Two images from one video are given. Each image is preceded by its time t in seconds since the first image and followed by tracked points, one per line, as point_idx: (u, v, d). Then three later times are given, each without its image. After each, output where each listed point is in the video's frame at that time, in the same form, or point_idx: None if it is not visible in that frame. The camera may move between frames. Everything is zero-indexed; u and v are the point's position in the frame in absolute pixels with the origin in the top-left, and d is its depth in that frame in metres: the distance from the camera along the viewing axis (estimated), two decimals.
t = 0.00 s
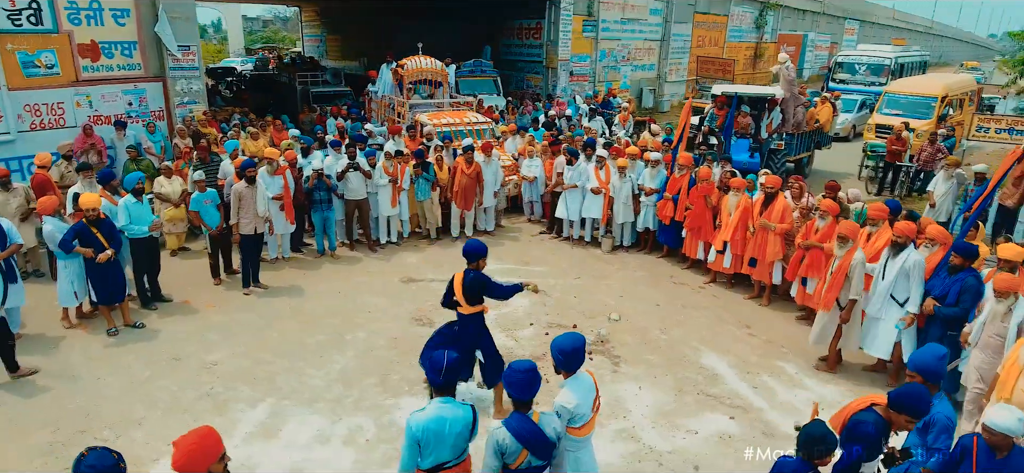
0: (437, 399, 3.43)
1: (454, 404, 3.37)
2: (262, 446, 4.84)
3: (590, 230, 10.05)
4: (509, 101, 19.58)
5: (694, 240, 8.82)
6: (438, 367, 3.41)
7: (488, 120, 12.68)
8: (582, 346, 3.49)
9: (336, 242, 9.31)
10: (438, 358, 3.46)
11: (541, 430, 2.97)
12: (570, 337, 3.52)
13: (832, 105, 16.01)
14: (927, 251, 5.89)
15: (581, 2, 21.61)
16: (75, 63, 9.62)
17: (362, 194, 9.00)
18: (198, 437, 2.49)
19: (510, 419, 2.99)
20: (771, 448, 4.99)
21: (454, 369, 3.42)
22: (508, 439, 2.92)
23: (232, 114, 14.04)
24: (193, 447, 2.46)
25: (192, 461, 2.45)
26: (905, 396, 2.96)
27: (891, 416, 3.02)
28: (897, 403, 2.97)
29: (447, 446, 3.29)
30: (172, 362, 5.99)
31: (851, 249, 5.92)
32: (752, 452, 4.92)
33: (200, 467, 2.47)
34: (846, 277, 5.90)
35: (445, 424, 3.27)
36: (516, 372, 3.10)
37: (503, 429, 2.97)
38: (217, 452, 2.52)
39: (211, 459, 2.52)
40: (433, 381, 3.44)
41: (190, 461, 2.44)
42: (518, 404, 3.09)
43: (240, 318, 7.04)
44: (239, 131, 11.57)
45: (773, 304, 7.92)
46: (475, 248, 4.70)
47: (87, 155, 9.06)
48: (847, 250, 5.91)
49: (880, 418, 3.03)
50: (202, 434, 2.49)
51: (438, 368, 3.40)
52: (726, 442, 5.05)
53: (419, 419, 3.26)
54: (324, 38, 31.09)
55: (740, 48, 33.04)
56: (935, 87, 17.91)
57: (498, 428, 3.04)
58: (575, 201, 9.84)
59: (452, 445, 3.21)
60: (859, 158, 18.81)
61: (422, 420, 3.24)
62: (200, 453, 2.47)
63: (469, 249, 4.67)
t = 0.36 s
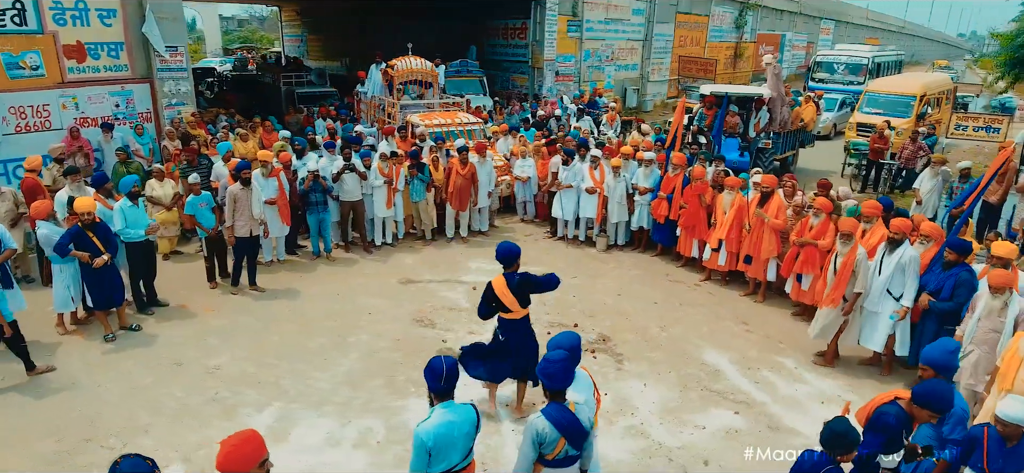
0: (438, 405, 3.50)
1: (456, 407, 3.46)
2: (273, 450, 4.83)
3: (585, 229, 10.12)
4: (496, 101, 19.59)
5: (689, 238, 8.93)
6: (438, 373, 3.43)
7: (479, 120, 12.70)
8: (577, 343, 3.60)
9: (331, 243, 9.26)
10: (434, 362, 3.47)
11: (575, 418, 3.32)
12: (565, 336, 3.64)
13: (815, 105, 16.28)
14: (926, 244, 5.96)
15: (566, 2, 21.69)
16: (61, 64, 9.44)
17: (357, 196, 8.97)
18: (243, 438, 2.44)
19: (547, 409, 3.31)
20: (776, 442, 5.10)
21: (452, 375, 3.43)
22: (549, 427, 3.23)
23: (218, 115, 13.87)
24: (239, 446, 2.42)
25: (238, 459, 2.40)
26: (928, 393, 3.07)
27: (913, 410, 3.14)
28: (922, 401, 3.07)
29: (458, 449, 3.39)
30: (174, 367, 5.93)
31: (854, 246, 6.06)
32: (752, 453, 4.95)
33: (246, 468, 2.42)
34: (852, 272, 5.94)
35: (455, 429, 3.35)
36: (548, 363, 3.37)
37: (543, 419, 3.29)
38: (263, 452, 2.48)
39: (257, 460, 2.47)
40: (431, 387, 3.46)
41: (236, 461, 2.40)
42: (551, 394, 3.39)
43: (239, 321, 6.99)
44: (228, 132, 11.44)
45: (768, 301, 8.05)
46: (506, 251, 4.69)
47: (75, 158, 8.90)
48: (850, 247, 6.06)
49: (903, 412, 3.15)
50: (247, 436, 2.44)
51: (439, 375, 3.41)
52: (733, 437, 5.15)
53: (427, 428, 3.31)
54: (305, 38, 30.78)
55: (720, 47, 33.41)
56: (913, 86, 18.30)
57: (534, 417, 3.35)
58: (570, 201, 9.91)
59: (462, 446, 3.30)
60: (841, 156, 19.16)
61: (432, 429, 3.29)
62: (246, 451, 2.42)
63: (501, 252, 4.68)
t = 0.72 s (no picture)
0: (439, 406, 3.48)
1: (460, 407, 3.45)
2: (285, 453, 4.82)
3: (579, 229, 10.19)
4: (483, 101, 19.60)
5: (683, 236, 9.02)
6: (438, 376, 3.39)
7: (470, 120, 12.71)
8: (569, 342, 4.01)
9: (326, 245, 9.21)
10: (433, 364, 3.42)
11: (599, 415, 3.42)
12: (556, 337, 4.03)
13: (799, 103, 16.55)
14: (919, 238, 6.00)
15: (551, 2, 21.76)
16: (46, 66, 9.25)
17: (353, 197, 8.91)
18: (285, 438, 2.51)
19: (573, 407, 3.42)
20: (780, 435, 5.20)
21: (454, 377, 3.39)
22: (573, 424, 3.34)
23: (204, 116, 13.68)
24: (280, 445, 2.49)
25: (278, 458, 2.47)
26: (948, 388, 3.14)
27: (930, 402, 3.22)
28: (941, 395, 3.15)
29: (465, 448, 3.39)
30: (176, 372, 5.86)
31: (853, 245, 6.02)
32: (755, 449, 5.01)
33: (287, 468, 2.49)
34: (852, 270, 6.01)
35: (463, 428, 3.35)
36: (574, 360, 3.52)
37: (568, 416, 3.40)
38: (302, 453, 2.53)
39: (296, 461, 2.53)
40: (432, 389, 3.43)
41: (277, 461, 2.46)
42: (576, 391, 3.53)
43: (239, 324, 6.93)
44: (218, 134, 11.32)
45: (763, 297, 8.17)
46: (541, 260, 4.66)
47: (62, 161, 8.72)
48: (849, 247, 6.02)
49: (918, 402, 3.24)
50: (287, 437, 2.50)
51: (439, 377, 3.37)
52: (738, 431, 5.24)
53: (433, 430, 3.30)
54: (285, 38, 30.44)
55: (702, 47, 33.73)
56: (893, 85, 18.68)
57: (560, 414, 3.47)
58: (565, 200, 10.00)
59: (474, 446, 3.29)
60: (823, 154, 19.49)
61: (439, 431, 3.29)
62: (286, 451, 2.49)
63: (539, 262, 4.65)
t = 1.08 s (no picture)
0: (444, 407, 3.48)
1: (465, 407, 3.41)
2: (295, 457, 4.80)
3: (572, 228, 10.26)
4: (469, 101, 19.60)
5: (676, 234, 9.12)
6: (441, 377, 3.41)
7: (460, 120, 12.73)
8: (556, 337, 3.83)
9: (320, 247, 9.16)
10: (433, 367, 3.42)
11: (616, 413, 3.47)
12: (541, 334, 3.83)
13: (781, 102, 16.83)
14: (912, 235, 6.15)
15: (535, 2, 21.81)
16: (30, 67, 9.06)
17: (347, 198, 8.87)
18: (319, 441, 2.59)
19: (590, 406, 3.46)
20: (782, 427, 5.31)
21: (448, 381, 3.39)
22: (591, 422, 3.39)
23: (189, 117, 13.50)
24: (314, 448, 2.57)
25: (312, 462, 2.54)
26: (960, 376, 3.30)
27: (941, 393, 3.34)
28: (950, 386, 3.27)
29: (473, 447, 3.35)
30: (177, 376, 5.80)
31: (852, 243, 6.18)
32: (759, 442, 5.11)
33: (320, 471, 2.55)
34: (850, 267, 6.14)
35: (470, 427, 3.31)
36: (589, 359, 3.56)
37: (586, 415, 3.44)
38: (336, 455, 2.58)
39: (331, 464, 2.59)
40: (435, 391, 3.43)
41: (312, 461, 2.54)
42: (590, 391, 3.56)
43: (237, 328, 6.87)
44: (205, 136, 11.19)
45: (756, 293, 8.30)
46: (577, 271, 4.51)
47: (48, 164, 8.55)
48: (849, 244, 6.19)
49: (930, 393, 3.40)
50: (320, 441, 2.58)
51: (442, 378, 3.39)
52: (742, 425, 5.34)
53: (441, 431, 3.27)
54: (264, 38, 30.05)
55: (682, 46, 34.04)
56: (871, 84, 19.06)
57: (576, 413, 3.51)
58: (558, 200, 10.11)
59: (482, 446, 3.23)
60: (805, 152, 19.83)
61: (446, 431, 3.25)
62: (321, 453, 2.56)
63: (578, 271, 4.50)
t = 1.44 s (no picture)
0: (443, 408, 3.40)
1: (465, 408, 3.31)
2: (301, 459, 4.78)
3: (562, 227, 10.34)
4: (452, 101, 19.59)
5: (666, 232, 9.24)
6: (440, 377, 3.30)
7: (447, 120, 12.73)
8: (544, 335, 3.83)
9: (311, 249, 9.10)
10: (431, 367, 3.33)
11: (624, 412, 3.52)
12: (529, 334, 3.81)
13: (761, 101, 17.11)
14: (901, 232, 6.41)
15: (517, 2, 21.85)
16: (10, 68, 8.88)
17: (339, 199, 8.84)
18: (350, 441, 2.61)
19: (598, 407, 3.50)
20: (781, 419, 5.43)
21: (448, 382, 3.29)
22: (601, 423, 3.42)
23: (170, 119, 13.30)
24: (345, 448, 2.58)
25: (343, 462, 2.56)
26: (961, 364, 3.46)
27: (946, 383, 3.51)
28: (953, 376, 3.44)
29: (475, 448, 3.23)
30: (175, 381, 5.74)
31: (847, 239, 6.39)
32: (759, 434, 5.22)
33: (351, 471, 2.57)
34: (843, 262, 6.35)
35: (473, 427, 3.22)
36: (591, 362, 3.57)
37: (594, 417, 3.48)
38: (366, 455, 2.59)
39: (361, 464, 2.60)
40: (433, 392, 3.32)
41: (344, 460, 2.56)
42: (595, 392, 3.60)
43: (233, 331, 6.81)
44: (189, 137, 11.04)
45: (746, 289, 8.45)
46: (621, 271, 4.28)
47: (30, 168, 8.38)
48: (842, 240, 6.40)
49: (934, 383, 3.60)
50: (352, 440, 2.60)
51: (440, 378, 3.29)
52: (741, 418, 5.44)
53: (445, 430, 3.15)
54: (241, 38, 29.65)
55: (660, 46, 34.35)
56: (847, 83, 19.46)
57: (584, 416, 3.55)
58: (548, 199, 10.18)
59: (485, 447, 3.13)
60: (784, 150, 20.18)
61: (451, 431, 3.13)
62: (354, 453, 2.57)
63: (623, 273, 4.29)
